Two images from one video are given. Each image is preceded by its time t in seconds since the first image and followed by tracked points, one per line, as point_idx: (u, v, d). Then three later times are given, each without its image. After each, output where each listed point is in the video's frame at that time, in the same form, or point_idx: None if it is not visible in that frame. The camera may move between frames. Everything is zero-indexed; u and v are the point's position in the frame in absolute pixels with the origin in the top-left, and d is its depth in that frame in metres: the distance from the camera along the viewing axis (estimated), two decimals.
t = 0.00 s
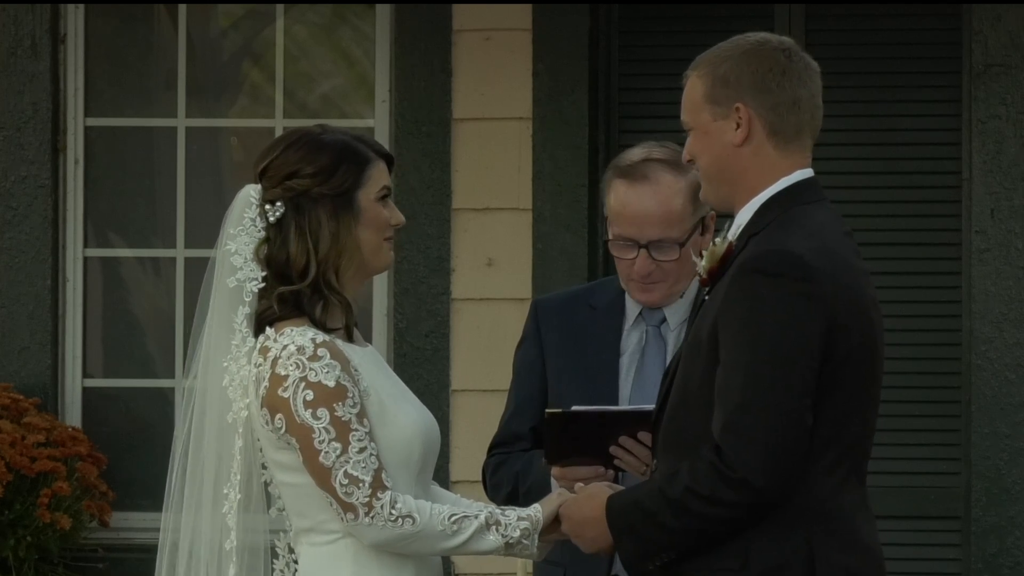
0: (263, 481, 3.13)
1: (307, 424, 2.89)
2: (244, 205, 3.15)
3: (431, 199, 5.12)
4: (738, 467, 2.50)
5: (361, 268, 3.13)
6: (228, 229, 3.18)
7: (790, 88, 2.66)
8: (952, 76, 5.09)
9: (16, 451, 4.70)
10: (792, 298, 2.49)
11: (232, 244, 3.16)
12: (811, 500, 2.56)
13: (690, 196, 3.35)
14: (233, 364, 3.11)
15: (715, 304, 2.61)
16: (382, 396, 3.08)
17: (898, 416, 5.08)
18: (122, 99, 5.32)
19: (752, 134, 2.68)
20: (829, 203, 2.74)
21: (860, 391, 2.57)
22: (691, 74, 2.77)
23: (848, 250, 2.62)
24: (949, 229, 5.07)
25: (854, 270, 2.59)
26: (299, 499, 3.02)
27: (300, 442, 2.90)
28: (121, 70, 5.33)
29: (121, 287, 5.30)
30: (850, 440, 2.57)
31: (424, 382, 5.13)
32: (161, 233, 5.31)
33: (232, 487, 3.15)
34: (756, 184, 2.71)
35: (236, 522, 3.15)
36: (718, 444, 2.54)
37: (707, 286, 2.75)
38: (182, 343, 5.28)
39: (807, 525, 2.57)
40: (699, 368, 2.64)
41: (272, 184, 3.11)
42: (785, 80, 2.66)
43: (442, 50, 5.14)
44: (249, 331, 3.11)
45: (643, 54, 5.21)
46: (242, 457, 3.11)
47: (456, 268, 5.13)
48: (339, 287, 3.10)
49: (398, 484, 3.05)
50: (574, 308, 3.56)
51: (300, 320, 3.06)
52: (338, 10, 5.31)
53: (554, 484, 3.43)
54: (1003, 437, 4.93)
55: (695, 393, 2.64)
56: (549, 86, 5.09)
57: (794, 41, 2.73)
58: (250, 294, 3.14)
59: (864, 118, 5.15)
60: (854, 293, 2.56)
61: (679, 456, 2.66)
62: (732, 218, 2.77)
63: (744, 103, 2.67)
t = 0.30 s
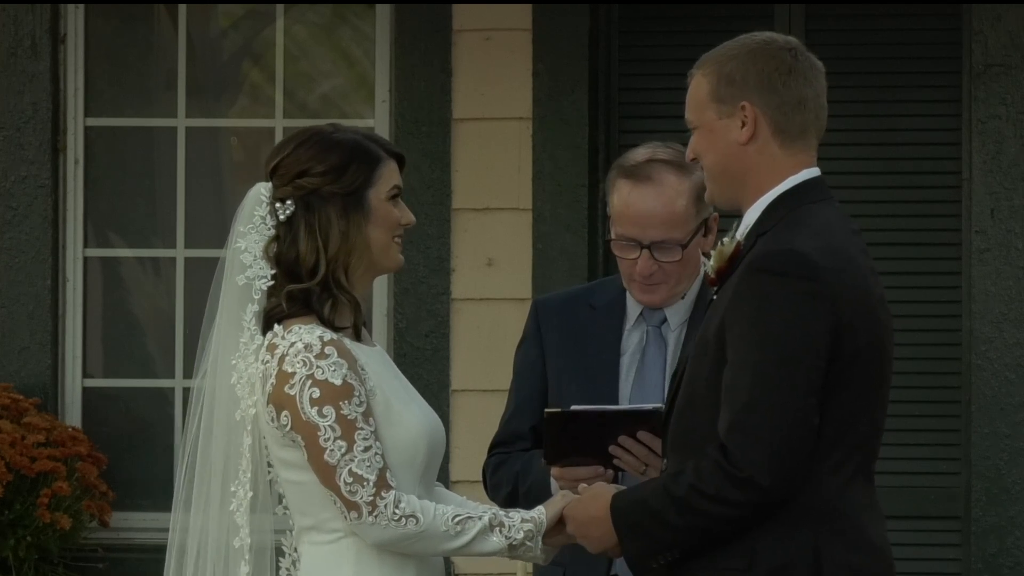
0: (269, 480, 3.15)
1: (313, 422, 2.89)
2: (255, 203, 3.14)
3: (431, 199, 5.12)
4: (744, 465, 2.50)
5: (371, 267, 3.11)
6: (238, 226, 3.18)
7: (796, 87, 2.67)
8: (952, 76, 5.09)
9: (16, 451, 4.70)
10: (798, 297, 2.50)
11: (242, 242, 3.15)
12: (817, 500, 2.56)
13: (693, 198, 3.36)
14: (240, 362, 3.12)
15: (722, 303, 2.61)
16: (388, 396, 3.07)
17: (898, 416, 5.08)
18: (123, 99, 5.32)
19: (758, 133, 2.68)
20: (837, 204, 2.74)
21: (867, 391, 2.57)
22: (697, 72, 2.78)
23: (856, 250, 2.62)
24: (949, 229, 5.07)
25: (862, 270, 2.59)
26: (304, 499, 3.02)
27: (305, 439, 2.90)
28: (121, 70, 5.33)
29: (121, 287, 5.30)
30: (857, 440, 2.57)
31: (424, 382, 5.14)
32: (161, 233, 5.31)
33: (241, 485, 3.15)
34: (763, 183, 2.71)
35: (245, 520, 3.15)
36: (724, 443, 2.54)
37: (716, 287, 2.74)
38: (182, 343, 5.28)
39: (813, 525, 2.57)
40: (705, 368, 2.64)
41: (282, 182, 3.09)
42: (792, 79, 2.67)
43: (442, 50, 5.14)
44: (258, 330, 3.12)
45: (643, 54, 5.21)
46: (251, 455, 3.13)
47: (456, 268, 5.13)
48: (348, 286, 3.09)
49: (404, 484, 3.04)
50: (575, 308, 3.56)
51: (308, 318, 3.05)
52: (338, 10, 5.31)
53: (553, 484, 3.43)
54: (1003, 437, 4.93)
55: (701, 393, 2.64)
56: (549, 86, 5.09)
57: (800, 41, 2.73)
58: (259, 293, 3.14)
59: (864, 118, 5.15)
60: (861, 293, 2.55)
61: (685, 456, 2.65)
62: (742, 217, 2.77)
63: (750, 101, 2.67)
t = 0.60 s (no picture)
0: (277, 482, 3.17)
1: (316, 421, 2.89)
2: (259, 203, 3.14)
3: (431, 199, 5.13)
4: (750, 465, 2.51)
5: (375, 266, 3.11)
6: (243, 226, 3.18)
7: (804, 86, 2.67)
8: (952, 76, 5.10)
9: (16, 451, 4.70)
10: (804, 297, 2.50)
11: (247, 241, 3.16)
12: (824, 499, 2.56)
13: (695, 200, 3.37)
14: (245, 361, 3.12)
15: (730, 303, 2.62)
16: (392, 395, 3.07)
17: (898, 416, 5.09)
18: (123, 98, 5.32)
19: (767, 132, 2.68)
20: (845, 203, 2.74)
21: (873, 390, 2.57)
22: (704, 71, 2.78)
23: (862, 249, 2.62)
24: (949, 229, 5.08)
25: (868, 270, 2.59)
26: (308, 498, 3.02)
27: (309, 438, 2.90)
28: (121, 70, 5.32)
29: (121, 287, 5.29)
30: (863, 439, 2.57)
31: (424, 382, 5.14)
32: (161, 234, 5.31)
33: (244, 485, 3.15)
34: (770, 183, 2.71)
35: (248, 520, 3.16)
36: (730, 442, 2.54)
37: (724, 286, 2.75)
38: (182, 343, 5.28)
39: (820, 524, 2.57)
40: (713, 368, 2.64)
41: (286, 181, 3.08)
42: (800, 78, 2.67)
43: (442, 50, 5.14)
44: (259, 329, 3.13)
45: (643, 54, 5.21)
46: (254, 454, 3.13)
47: (456, 268, 5.14)
48: (352, 285, 3.08)
49: (409, 482, 3.05)
50: (576, 307, 3.57)
51: (312, 317, 3.05)
52: (338, 10, 5.31)
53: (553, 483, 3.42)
54: (1003, 437, 4.94)
55: (709, 393, 2.64)
56: (549, 87, 5.10)
57: (807, 40, 2.73)
58: (263, 292, 3.15)
59: (864, 118, 5.15)
60: (867, 293, 2.56)
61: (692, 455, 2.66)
62: (749, 216, 2.77)
63: (758, 100, 2.68)
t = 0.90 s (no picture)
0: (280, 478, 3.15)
1: (326, 417, 2.88)
2: (267, 200, 3.14)
3: (431, 199, 5.13)
4: (755, 465, 2.51)
5: (384, 264, 3.10)
6: (251, 223, 3.18)
7: (814, 88, 2.67)
8: (952, 76, 5.10)
9: (16, 451, 4.70)
10: (811, 298, 2.50)
11: (255, 238, 3.15)
12: (828, 499, 2.56)
13: (695, 196, 3.37)
14: (252, 359, 3.13)
15: (736, 303, 2.62)
16: (398, 395, 3.07)
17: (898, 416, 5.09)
18: (123, 98, 5.32)
19: (775, 132, 2.68)
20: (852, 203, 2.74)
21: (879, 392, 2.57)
22: (715, 68, 2.78)
23: (869, 250, 2.62)
24: (949, 230, 5.08)
25: (875, 271, 2.59)
26: (313, 497, 3.02)
27: (318, 435, 2.89)
28: (121, 70, 5.32)
29: (121, 287, 5.29)
30: (868, 440, 2.58)
31: (424, 382, 5.14)
32: (161, 234, 5.31)
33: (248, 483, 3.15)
34: (778, 184, 2.71)
35: (252, 519, 3.16)
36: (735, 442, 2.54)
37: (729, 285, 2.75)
38: (182, 343, 5.28)
39: (825, 524, 2.57)
40: (717, 368, 2.64)
41: (294, 180, 3.07)
42: (811, 80, 2.67)
43: (442, 50, 5.14)
44: (270, 327, 3.14)
45: (643, 54, 5.21)
46: (259, 454, 3.13)
47: (456, 268, 5.13)
48: (360, 285, 3.07)
49: (415, 482, 3.05)
50: (576, 307, 3.57)
51: (319, 315, 3.05)
52: (338, 10, 5.31)
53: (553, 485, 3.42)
54: (1003, 437, 4.94)
55: (713, 392, 2.64)
56: (549, 87, 5.10)
57: (820, 41, 2.73)
58: (271, 290, 3.15)
59: (864, 118, 5.15)
60: (874, 294, 2.56)
61: (695, 454, 2.66)
62: (757, 216, 2.77)
63: (767, 100, 2.68)
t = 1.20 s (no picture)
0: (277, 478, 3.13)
1: (319, 420, 2.88)
2: (278, 199, 3.07)
3: (431, 199, 5.13)
4: (749, 466, 2.51)
5: (396, 266, 3.11)
6: (260, 221, 3.13)
7: (821, 89, 2.67)
8: (952, 76, 5.10)
9: (16, 451, 4.70)
10: (808, 299, 2.50)
11: (264, 237, 3.13)
12: (822, 501, 2.56)
13: (695, 174, 3.45)
14: (249, 359, 3.12)
15: (734, 302, 2.61)
16: (395, 395, 3.07)
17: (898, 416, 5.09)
18: (123, 98, 5.32)
19: (781, 132, 2.68)
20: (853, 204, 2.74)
21: (875, 394, 2.57)
22: (723, 67, 2.77)
23: (867, 252, 2.62)
24: (949, 230, 5.08)
25: (873, 272, 2.59)
26: (307, 497, 3.02)
27: (312, 437, 2.89)
28: (121, 70, 5.33)
29: (121, 288, 5.29)
30: (863, 442, 2.57)
31: (424, 382, 5.14)
32: (161, 234, 5.31)
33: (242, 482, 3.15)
34: (780, 184, 2.71)
35: (247, 519, 3.15)
36: (730, 442, 2.54)
37: (727, 284, 2.74)
38: (182, 343, 5.28)
39: (819, 526, 2.57)
40: (714, 367, 2.64)
41: (314, 179, 3.05)
42: (818, 81, 2.67)
43: (442, 50, 5.14)
44: (269, 327, 3.14)
45: (643, 54, 5.21)
46: (255, 453, 3.11)
47: (456, 268, 5.13)
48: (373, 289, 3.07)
49: (409, 485, 3.04)
50: (576, 308, 3.57)
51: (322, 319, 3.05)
52: (338, 10, 5.30)
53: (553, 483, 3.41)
54: (1002, 437, 4.94)
55: (710, 391, 2.64)
56: (549, 87, 5.10)
57: (828, 43, 2.73)
58: (275, 292, 3.14)
59: (864, 118, 5.15)
60: (872, 296, 2.56)
61: (691, 453, 2.66)
62: (757, 216, 2.77)
63: (773, 100, 2.68)
